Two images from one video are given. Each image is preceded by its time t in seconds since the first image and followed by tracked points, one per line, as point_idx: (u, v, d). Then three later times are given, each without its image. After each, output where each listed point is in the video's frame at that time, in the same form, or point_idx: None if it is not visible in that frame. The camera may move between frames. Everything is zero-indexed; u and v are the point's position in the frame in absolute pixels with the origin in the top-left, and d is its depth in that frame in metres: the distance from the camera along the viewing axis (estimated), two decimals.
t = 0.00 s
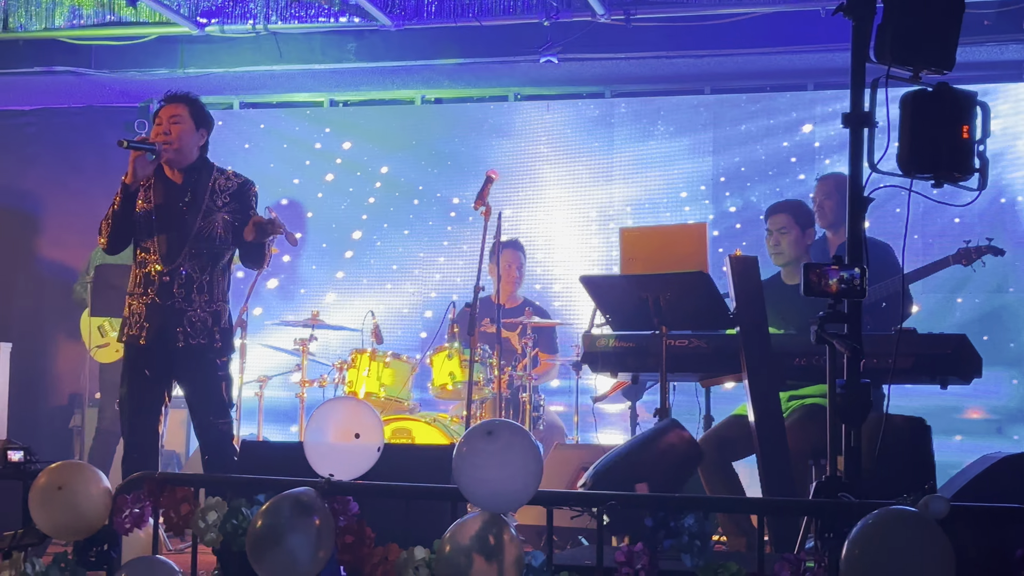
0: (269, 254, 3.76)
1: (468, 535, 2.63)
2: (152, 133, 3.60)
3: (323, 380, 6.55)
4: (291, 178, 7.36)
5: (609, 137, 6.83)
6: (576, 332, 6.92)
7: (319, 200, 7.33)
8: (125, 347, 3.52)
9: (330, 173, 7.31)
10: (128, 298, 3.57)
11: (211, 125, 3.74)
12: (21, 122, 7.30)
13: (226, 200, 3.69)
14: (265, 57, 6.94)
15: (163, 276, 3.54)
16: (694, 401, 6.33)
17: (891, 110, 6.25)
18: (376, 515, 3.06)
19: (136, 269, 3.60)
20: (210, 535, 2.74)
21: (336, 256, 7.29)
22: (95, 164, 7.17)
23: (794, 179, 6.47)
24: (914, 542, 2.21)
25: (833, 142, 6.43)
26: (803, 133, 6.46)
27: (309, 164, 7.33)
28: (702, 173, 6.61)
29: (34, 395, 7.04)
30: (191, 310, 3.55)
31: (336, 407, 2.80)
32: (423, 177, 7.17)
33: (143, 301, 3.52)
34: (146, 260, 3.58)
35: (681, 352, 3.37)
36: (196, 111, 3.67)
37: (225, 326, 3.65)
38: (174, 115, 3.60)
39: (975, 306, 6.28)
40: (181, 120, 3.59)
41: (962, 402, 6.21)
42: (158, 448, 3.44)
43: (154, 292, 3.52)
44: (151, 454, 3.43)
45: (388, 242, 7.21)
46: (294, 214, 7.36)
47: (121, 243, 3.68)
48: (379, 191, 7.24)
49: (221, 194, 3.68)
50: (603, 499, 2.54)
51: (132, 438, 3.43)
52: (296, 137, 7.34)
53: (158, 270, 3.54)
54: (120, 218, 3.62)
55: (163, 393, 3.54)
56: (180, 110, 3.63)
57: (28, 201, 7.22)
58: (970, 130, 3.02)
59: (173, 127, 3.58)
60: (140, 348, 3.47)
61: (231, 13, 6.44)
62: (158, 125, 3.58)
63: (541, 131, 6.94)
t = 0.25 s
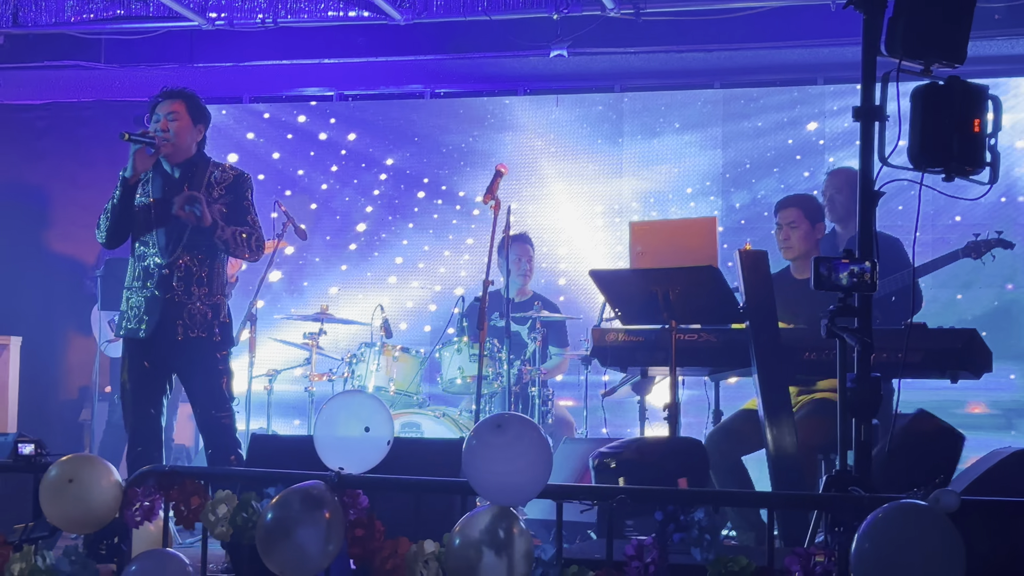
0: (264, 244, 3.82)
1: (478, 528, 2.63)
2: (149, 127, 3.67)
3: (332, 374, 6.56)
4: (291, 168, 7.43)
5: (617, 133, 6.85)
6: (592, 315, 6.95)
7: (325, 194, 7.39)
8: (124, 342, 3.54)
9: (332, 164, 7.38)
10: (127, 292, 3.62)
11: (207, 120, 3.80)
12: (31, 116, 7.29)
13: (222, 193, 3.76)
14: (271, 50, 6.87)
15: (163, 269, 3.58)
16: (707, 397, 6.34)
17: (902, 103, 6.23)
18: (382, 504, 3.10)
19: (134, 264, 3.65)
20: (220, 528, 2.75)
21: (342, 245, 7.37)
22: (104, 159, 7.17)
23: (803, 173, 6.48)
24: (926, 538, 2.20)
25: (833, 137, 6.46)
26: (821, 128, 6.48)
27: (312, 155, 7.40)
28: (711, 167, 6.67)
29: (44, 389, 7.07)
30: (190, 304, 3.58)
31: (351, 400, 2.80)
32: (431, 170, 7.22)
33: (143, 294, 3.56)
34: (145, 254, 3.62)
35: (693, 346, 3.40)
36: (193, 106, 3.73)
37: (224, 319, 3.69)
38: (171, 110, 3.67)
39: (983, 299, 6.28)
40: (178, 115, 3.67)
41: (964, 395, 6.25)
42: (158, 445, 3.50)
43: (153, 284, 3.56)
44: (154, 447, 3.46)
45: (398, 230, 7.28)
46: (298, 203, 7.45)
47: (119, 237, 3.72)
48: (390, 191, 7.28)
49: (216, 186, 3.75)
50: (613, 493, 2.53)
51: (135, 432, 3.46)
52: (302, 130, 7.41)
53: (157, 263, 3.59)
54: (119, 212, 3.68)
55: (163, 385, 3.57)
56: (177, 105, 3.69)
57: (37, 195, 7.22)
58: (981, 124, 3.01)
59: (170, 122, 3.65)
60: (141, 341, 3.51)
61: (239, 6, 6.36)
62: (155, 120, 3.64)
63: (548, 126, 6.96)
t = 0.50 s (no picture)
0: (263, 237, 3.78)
1: (490, 522, 2.63)
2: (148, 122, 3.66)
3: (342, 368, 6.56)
4: (297, 159, 7.44)
5: (628, 126, 6.80)
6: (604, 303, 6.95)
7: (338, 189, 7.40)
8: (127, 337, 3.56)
9: (339, 157, 7.39)
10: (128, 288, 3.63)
11: (206, 113, 3.78)
12: (42, 111, 7.30)
13: (223, 188, 3.71)
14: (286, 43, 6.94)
15: (163, 264, 3.58)
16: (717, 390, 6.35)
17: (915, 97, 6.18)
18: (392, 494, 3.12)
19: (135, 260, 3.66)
20: (232, 521, 2.75)
21: (347, 232, 7.40)
22: (114, 154, 7.19)
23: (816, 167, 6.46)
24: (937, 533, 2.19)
25: (842, 132, 6.40)
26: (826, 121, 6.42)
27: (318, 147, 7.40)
28: (724, 161, 6.64)
29: (56, 383, 7.10)
30: (191, 299, 3.58)
31: (361, 393, 2.82)
32: (444, 166, 7.19)
33: (143, 289, 3.57)
34: (145, 250, 3.64)
35: (703, 340, 3.37)
36: (190, 100, 3.70)
37: (226, 314, 3.68)
38: (167, 106, 3.64)
39: (997, 293, 6.22)
40: (176, 111, 3.64)
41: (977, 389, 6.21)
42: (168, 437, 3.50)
43: (153, 280, 3.57)
44: (161, 440, 3.48)
45: (409, 218, 7.30)
46: (305, 195, 7.45)
47: (121, 233, 3.75)
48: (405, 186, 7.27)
49: (216, 181, 3.71)
50: (625, 486, 2.53)
51: (141, 425, 3.48)
52: (317, 127, 7.41)
53: (157, 258, 3.60)
54: (117, 207, 3.68)
55: (166, 379, 3.58)
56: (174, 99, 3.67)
57: (49, 189, 7.24)
58: (993, 117, 2.99)
59: (167, 117, 3.63)
60: (141, 336, 3.52)
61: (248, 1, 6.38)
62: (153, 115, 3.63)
63: (559, 120, 6.91)
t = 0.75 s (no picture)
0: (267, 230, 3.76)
1: (502, 516, 2.64)
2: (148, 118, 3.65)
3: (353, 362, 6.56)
4: (303, 149, 7.40)
5: (640, 120, 6.78)
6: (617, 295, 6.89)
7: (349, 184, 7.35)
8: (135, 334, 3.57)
9: (347, 147, 7.34)
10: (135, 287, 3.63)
11: (206, 107, 3.76)
12: (54, 105, 7.32)
13: (229, 184, 3.71)
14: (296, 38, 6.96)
15: (171, 261, 3.60)
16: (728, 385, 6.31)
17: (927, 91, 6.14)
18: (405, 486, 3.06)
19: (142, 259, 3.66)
20: (245, 516, 2.76)
21: (354, 223, 7.33)
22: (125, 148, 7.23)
23: (830, 160, 6.44)
24: (950, 526, 2.18)
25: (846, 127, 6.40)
26: (841, 114, 6.40)
27: (324, 137, 7.39)
28: (735, 155, 6.62)
29: (69, 377, 7.11)
30: (199, 295, 3.57)
31: (371, 387, 2.81)
32: (456, 160, 7.16)
33: (150, 288, 3.57)
34: (152, 249, 3.64)
35: (716, 335, 3.40)
36: (190, 94, 3.69)
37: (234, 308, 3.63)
38: (167, 100, 3.62)
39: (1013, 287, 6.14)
40: (176, 105, 3.62)
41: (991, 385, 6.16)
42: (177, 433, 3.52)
43: (161, 278, 3.58)
44: (167, 434, 3.49)
45: (418, 210, 7.23)
46: (313, 186, 7.41)
47: (124, 231, 3.75)
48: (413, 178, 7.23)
49: (222, 177, 3.70)
50: (637, 480, 2.53)
51: (152, 420, 3.49)
52: (332, 125, 7.37)
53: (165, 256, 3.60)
54: (123, 204, 3.71)
55: (175, 375, 3.59)
56: (173, 94, 3.65)
57: (61, 183, 7.23)
58: (1007, 110, 2.97)
59: (168, 113, 3.62)
60: (150, 334, 3.53)
61: None
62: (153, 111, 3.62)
63: (571, 114, 6.91)
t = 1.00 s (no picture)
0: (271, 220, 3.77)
1: (513, 510, 2.64)
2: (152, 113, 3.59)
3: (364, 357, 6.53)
4: (309, 141, 7.35)
5: (651, 113, 6.76)
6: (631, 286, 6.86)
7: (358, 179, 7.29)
8: (146, 332, 3.57)
9: (353, 140, 7.30)
10: (146, 283, 3.62)
11: (210, 101, 3.71)
12: (65, 99, 7.27)
13: (236, 179, 3.69)
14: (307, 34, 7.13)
15: (182, 259, 3.57)
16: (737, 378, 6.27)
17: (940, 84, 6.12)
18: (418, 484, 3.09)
19: (152, 255, 3.64)
20: (256, 509, 2.78)
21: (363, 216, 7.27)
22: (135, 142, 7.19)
23: (839, 157, 6.38)
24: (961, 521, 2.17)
25: (848, 126, 6.37)
26: (847, 109, 6.38)
27: (330, 127, 7.35)
28: (746, 149, 6.58)
29: (80, 371, 7.10)
30: (211, 292, 3.58)
31: (385, 381, 2.82)
32: (466, 154, 7.12)
33: (161, 286, 3.56)
34: (163, 246, 3.61)
35: (725, 330, 3.39)
36: (195, 89, 3.63)
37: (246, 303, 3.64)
38: (171, 95, 3.57)
39: None
40: (179, 100, 3.57)
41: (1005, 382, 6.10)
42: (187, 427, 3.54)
43: (172, 276, 3.56)
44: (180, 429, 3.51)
45: (425, 203, 7.23)
46: (320, 180, 7.34)
47: (133, 227, 3.74)
48: (421, 170, 7.22)
49: (229, 173, 3.67)
50: (649, 475, 2.54)
51: (164, 418, 3.50)
52: (338, 116, 7.33)
53: (176, 254, 3.58)
54: (129, 201, 3.65)
55: (185, 369, 3.61)
56: (178, 89, 3.59)
57: (73, 177, 7.20)
58: (1021, 104, 2.96)
59: (172, 107, 3.56)
60: (163, 331, 3.54)
61: None
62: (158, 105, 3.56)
63: (582, 109, 6.89)
